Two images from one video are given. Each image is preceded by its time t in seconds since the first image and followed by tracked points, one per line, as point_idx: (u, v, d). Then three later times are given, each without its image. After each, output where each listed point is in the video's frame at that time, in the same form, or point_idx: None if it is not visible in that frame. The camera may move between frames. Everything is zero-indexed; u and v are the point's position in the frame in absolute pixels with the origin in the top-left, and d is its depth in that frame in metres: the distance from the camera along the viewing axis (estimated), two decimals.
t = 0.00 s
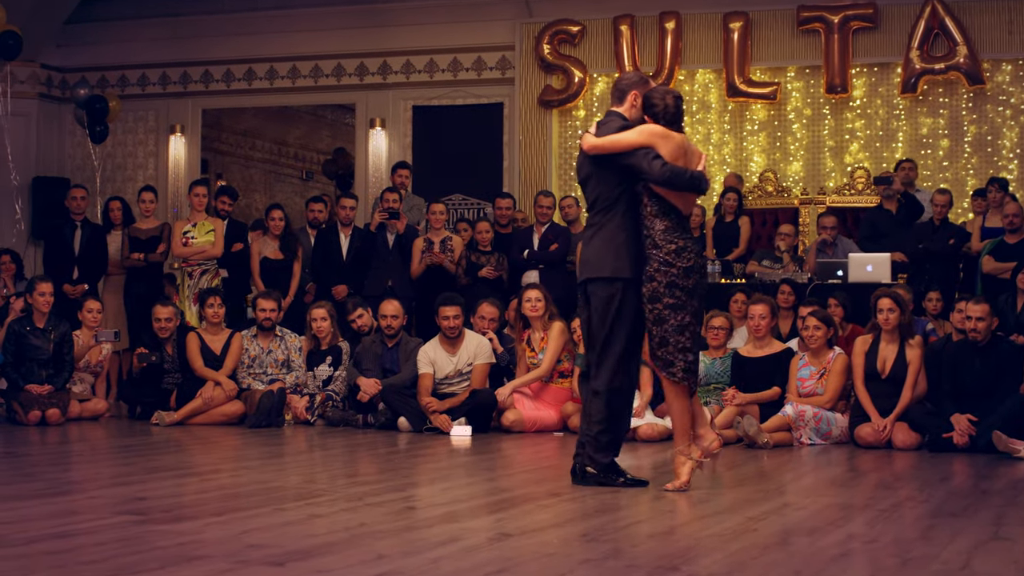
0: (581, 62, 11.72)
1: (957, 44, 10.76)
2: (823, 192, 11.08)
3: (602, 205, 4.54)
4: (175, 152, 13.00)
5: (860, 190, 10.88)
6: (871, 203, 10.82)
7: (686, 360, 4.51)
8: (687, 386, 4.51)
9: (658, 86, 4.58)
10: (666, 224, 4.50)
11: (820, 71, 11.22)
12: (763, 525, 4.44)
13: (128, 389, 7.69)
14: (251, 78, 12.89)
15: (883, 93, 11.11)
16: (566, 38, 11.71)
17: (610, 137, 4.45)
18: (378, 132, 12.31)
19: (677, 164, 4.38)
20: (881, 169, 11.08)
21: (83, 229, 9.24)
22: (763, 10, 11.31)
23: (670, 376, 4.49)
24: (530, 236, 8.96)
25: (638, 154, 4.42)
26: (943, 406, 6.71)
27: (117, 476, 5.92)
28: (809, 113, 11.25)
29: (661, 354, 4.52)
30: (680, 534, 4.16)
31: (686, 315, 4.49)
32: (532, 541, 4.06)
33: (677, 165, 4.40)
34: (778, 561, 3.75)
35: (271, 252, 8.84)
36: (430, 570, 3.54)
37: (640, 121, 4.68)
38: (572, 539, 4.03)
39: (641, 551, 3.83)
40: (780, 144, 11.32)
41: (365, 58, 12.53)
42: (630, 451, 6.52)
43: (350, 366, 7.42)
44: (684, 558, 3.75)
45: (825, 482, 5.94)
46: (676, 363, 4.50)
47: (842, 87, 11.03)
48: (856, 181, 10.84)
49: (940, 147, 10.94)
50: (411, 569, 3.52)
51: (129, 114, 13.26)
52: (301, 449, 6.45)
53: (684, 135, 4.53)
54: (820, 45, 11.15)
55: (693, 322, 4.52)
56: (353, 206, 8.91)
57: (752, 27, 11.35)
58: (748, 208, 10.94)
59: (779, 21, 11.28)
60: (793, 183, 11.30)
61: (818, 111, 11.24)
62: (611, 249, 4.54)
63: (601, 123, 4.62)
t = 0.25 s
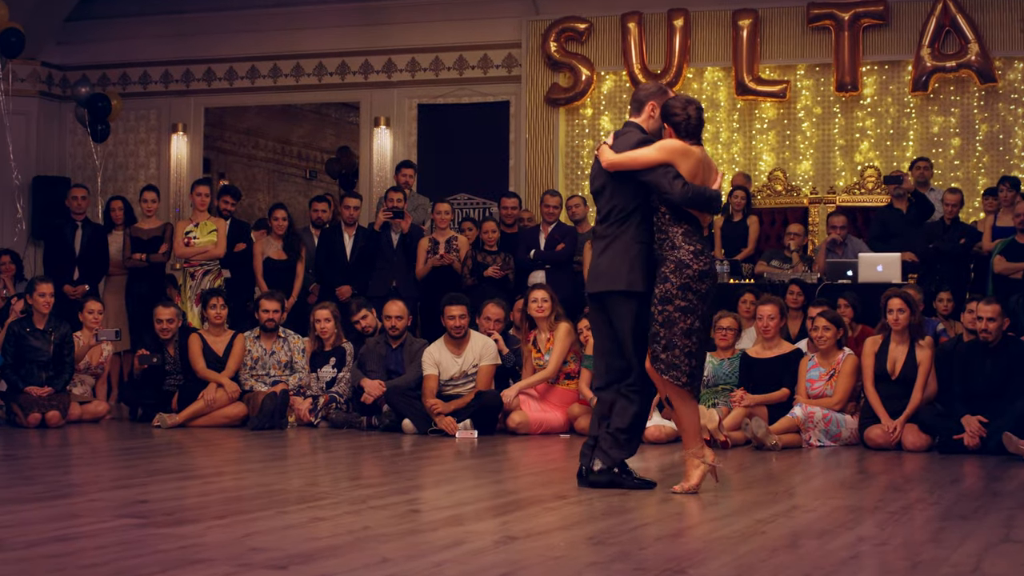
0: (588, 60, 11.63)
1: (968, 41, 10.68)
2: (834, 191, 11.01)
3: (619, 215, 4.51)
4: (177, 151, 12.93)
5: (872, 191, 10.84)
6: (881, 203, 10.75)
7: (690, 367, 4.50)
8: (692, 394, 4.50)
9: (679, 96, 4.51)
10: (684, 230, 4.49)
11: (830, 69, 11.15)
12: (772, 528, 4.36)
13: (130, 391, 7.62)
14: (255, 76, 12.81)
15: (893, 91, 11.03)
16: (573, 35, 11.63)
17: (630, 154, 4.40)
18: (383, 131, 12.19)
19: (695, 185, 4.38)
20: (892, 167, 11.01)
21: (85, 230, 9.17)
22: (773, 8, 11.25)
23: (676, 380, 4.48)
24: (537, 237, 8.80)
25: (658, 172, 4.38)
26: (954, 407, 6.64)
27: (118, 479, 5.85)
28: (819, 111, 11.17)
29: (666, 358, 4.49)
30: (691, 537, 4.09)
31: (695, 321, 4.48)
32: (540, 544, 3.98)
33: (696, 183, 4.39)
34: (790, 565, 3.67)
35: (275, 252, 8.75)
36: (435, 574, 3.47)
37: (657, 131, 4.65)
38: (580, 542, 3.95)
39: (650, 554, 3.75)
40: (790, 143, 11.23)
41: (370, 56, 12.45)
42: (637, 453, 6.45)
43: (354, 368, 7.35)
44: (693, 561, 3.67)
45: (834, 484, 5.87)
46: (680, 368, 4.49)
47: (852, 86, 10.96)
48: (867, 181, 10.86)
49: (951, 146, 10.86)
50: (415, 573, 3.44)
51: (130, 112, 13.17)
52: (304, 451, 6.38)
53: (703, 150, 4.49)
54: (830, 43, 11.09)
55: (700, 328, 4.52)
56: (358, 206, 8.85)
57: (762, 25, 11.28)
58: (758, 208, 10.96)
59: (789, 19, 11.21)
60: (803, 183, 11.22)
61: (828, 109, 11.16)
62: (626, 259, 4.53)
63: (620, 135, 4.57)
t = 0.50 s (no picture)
0: (590, 57, 11.55)
1: (974, 39, 10.60)
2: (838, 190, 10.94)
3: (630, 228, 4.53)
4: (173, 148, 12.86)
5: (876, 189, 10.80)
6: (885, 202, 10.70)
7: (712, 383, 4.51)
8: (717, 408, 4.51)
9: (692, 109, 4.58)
10: (696, 246, 4.50)
11: (834, 67, 11.08)
12: (775, 530, 4.28)
13: (124, 392, 7.54)
14: (252, 72, 12.73)
15: (898, 89, 10.96)
16: (574, 32, 11.55)
17: (637, 170, 4.46)
18: (382, 129, 12.13)
19: (704, 201, 4.41)
20: (896, 166, 10.94)
21: (80, 229, 9.10)
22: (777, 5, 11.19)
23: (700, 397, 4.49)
24: (536, 236, 8.78)
25: (665, 188, 4.43)
26: (959, 409, 6.57)
27: (112, 479, 5.79)
28: (823, 109, 11.10)
29: (686, 375, 4.49)
30: (693, 539, 4.02)
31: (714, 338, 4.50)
32: (540, 546, 3.92)
33: (704, 200, 4.43)
34: (793, 568, 3.60)
35: (272, 252, 8.70)
36: None
37: (672, 142, 4.68)
38: (581, 545, 3.89)
39: (651, 557, 3.69)
40: (794, 141, 11.16)
41: (368, 52, 12.35)
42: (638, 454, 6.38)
43: (352, 368, 7.25)
44: (695, 564, 3.60)
45: (836, 485, 5.80)
46: (703, 385, 4.50)
47: (856, 84, 10.89)
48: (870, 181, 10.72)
49: (956, 145, 10.79)
50: None
51: (125, 110, 13.09)
52: (301, 452, 6.31)
53: (712, 165, 4.53)
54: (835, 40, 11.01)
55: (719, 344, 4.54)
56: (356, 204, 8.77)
57: (766, 22, 11.21)
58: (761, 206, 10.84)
59: (793, 17, 11.14)
60: (807, 181, 11.15)
61: (832, 107, 11.09)
62: (636, 273, 4.53)
63: (633, 147, 4.62)
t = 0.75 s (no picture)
0: (588, 54, 11.46)
1: (976, 36, 10.53)
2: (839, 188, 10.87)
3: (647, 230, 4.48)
4: (166, 145, 12.79)
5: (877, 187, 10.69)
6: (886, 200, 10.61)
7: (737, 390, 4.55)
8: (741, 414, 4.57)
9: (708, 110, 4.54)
10: (720, 253, 4.52)
11: (836, 63, 11.01)
12: (775, 532, 4.20)
13: (117, 392, 7.47)
14: (247, 68, 12.66)
15: (899, 85, 10.89)
16: (573, 27, 11.45)
17: (649, 172, 4.44)
18: (378, 125, 12.09)
19: (714, 203, 4.40)
20: (898, 163, 10.87)
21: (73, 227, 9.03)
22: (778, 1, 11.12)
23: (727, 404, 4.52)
24: (534, 233, 8.75)
25: (677, 190, 4.42)
26: (960, 408, 6.50)
27: (104, 480, 5.71)
28: (824, 106, 11.04)
29: (712, 381, 4.52)
30: (693, 541, 3.94)
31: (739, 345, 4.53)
32: (537, 548, 3.84)
33: (714, 201, 4.41)
34: (795, 571, 3.53)
35: (266, 249, 8.63)
36: None
37: (691, 143, 4.64)
38: (579, 547, 3.81)
39: (650, 559, 3.61)
40: (795, 138, 11.09)
41: (364, 48, 12.27)
42: (637, 455, 6.31)
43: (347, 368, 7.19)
44: (695, 566, 3.53)
45: (837, 486, 5.74)
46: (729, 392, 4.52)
47: (858, 81, 10.82)
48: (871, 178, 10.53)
49: (958, 142, 10.73)
50: None
51: (118, 106, 13.02)
52: (296, 453, 6.24)
53: (724, 164, 4.51)
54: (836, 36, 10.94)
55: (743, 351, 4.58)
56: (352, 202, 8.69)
57: (767, 18, 11.14)
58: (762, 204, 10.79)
59: (794, 13, 11.08)
60: (808, 179, 11.08)
61: (834, 104, 11.03)
62: (655, 276, 4.49)
63: (651, 148, 4.60)
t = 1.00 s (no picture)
0: (580, 49, 11.38)
1: (972, 31, 10.47)
2: (833, 185, 10.80)
3: (663, 220, 4.51)
4: (152, 142, 12.70)
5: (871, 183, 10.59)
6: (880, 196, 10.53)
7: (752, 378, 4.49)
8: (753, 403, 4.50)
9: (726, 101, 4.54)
10: (740, 241, 4.52)
11: (831, 59, 10.95)
12: (768, 532, 4.14)
13: (102, 392, 7.40)
14: (234, 64, 12.56)
15: (894, 81, 10.83)
16: (565, 22, 11.38)
17: (667, 163, 4.44)
18: (367, 121, 12.01)
19: (732, 195, 4.40)
20: (893, 159, 10.81)
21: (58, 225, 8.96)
22: None
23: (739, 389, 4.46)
24: (524, 231, 8.68)
25: (694, 182, 4.43)
26: (954, 406, 6.44)
27: (88, 481, 5.64)
28: (818, 102, 10.97)
29: (725, 367, 4.47)
30: (684, 542, 3.88)
31: (756, 332, 4.49)
32: (526, 548, 3.77)
33: (732, 193, 4.41)
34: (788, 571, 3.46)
35: (254, 247, 8.61)
36: None
37: (706, 133, 4.66)
38: (569, 547, 3.74)
39: (641, 559, 3.54)
40: (789, 135, 11.03)
41: (353, 44, 12.18)
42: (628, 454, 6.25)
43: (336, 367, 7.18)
44: (686, 567, 3.46)
45: (830, 485, 5.68)
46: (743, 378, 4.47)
47: (853, 77, 10.76)
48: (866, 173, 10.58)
49: (953, 139, 10.67)
50: None
51: (104, 102, 12.93)
52: (284, 453, 6.17)
53: (742, 156, 4.51)
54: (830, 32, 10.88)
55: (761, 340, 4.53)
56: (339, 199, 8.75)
57: (761, 13, 11.07)
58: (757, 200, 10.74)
59: (788, 10, 11.01)
60: (802, 176, 11.02)
61: (828, 100, 10.96)
62: (670, 263, 4.51)
63: (667, 138, 4.60)
